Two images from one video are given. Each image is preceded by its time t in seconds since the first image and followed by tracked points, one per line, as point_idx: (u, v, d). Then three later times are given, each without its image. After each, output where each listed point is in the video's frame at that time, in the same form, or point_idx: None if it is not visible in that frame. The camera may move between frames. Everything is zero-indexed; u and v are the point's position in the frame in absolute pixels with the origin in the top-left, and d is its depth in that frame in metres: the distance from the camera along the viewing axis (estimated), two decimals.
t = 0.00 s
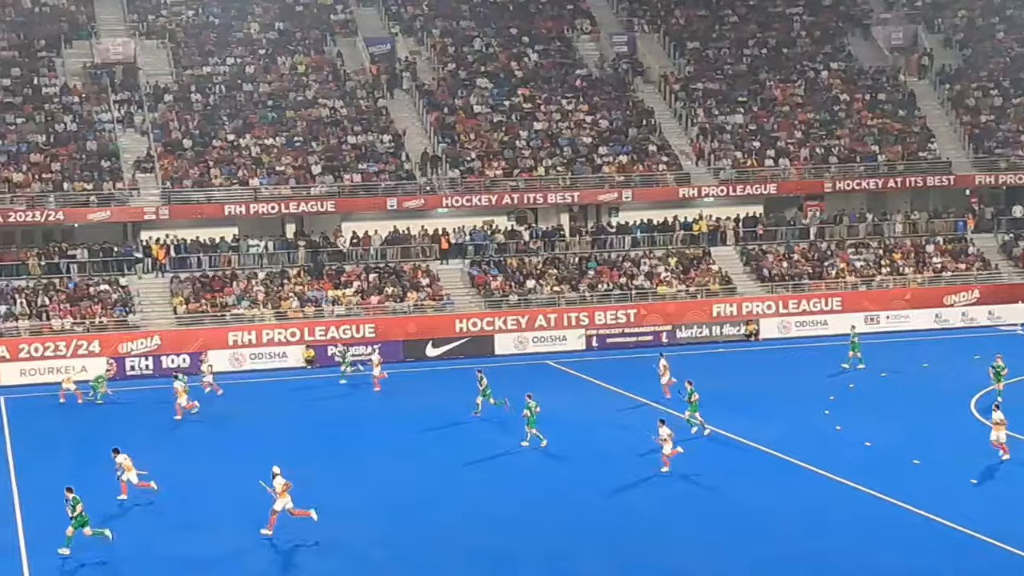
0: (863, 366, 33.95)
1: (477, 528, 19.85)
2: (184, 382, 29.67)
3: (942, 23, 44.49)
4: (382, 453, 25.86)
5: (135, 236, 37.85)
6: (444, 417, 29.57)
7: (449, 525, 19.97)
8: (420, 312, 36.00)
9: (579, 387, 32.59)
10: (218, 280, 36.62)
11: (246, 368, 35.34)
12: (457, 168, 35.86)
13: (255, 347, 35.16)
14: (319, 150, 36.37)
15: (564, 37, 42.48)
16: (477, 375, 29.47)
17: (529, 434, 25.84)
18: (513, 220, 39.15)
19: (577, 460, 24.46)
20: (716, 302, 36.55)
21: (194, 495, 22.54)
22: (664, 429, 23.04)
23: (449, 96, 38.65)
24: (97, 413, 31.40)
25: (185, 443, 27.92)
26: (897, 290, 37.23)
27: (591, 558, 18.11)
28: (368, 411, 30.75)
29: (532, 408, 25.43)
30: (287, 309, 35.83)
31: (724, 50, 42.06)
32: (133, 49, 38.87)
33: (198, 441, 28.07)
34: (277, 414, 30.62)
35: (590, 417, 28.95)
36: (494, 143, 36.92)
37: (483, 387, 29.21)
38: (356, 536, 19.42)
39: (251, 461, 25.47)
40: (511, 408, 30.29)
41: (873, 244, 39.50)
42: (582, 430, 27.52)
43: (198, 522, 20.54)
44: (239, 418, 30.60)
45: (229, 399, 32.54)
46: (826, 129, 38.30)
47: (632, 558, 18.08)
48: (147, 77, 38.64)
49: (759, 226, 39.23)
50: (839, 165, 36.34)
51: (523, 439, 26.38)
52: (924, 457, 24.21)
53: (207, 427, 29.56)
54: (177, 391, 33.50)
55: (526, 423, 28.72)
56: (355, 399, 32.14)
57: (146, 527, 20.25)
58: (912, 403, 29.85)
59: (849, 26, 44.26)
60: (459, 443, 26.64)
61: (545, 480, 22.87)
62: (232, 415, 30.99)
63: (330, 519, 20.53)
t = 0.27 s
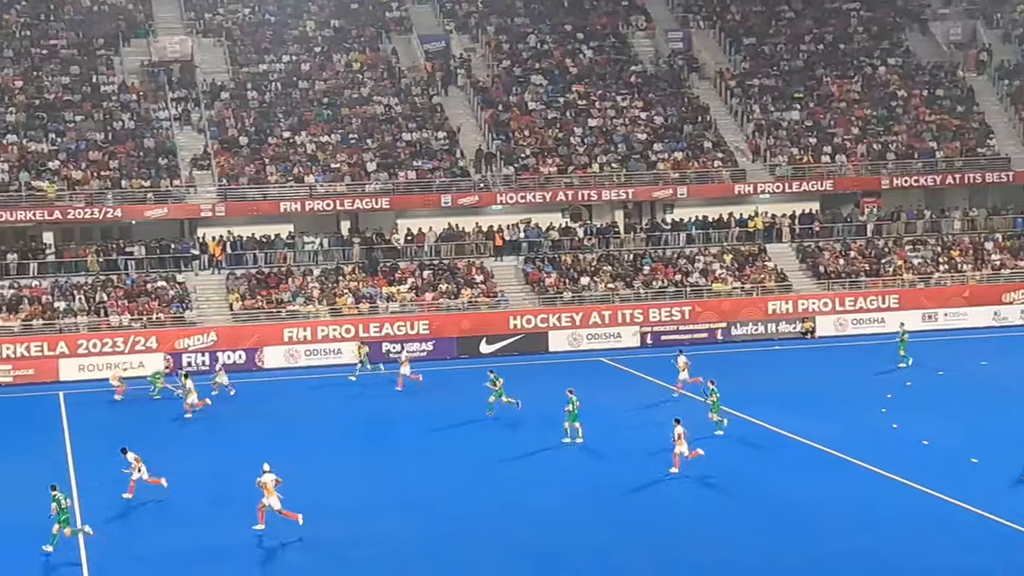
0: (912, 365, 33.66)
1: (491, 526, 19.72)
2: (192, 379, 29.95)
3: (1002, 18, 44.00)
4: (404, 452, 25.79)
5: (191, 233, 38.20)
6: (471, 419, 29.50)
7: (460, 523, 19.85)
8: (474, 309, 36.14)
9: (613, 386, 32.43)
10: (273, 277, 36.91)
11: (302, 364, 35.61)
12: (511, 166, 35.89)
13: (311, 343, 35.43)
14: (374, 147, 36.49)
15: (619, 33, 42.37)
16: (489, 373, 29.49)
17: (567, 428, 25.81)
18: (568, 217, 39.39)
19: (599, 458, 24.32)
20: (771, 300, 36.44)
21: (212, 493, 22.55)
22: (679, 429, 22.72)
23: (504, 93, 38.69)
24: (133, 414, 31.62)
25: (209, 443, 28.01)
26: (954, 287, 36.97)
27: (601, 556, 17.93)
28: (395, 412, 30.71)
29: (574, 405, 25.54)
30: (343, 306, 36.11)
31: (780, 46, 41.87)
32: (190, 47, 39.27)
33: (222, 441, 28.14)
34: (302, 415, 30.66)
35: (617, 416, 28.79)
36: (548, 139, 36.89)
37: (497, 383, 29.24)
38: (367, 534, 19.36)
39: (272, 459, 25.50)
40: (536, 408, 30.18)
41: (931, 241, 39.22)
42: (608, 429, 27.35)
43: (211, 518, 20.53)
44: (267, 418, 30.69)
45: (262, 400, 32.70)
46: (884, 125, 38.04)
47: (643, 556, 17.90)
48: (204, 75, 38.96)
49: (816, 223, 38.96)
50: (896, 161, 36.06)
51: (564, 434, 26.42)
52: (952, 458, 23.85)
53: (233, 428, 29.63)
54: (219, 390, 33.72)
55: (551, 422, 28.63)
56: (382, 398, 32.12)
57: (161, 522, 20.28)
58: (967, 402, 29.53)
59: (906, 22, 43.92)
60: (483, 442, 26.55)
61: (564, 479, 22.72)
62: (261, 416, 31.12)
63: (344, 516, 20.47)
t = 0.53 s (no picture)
0: (977, 363, 33.30)
1: (509, 528, 19.83)
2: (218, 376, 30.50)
3: None
4: (439, 458, 25.96)
5: (258, 229, 38.58)
6: (511, 423, 29.59)
7: (479, 526, 19.97)
8: (539, 305, 36.23)
9: (659, 387, 32.36)
10: (339, 273, 37.16)
11: (367, 359, 35.83)
12: (576, 162, 35.87)
13: (375, 339, 35.58)
14: (438, 143, 36.60)
15: (685, 29, 42.26)
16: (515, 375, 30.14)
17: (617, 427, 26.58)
18: (633, 212, 39.46)
19: (629, 460, 24.38)
20: (838, 296, 36.18)
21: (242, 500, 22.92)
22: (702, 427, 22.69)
23: (569, 90, 38.70)
24: (185, 411, 32.07)
25: (252, 447, 28.40)
26: None
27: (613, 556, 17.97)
28: (437, 413, 30.83)
29: (621, 401, 26.17)
30: (408, 302, 36.19)
31: (847, 41, 41.59)
32: (257, 46, 39.72)
33: (262, 444, 28.50)
34: (342, 417, 30.90)
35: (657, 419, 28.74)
36: (613, 135, 36.85)
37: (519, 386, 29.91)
38: (385, 536, 19.54)
39: (307, 465, 25.82)
40: (578, 412, 30.21)
41: (1000, 238, 38.90)
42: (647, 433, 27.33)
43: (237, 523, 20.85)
44: (309, 418, 30.98)
45: (307, 398, 32.96)
46: (952, 120, 37.67)
47: (656, 555, 17.93)
48: (271, 73, 39.32)
49: (883, 219, 38.89)
50: (965, 157, 35.66)
51: (616, 432, 27.08)
52: (994, 458, 23.43)
53: (274, 430, 29.97)
54: (272, 388, 34.00)
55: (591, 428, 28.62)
56: (423, 399, 32.28)
57: (186, 529, 20.66)
58: None
59: (976, 16, 43.46)
60: (520, 447, 26.62)
61: (592, 481, 22.75)
62: (304, 414, 31.41)
63: (366, 520, 20.67)
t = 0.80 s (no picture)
0: None
1: (556, 538, 19.98)
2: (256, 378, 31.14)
3: None
4: (500, 460, 26.12)
5: (341, 225, 38.89)
6: (575, 422, 29.63)
7: (526, 535, 20.16)
8: (621, 301, 36.17)
9: (729, 384, 32.17)
10: (421, 269, 37.39)
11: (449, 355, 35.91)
12: (659, 157, 35.74)
13: (457, 335, 35.65)
14: (520, 139, 36.61)
15: (770, 23, 42.09)
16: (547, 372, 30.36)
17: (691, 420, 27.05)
18: (716, 208, 39.26)
19: (674, 463, 24.67)
20: (925, 292, 35.85)
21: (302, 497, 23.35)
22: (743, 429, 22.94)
23: (651, 84, 38.60)
24: (259, 403, 32.69)
25: (318, 441, 28.82)
26: None
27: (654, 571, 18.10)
28: (502, 412, 30.96)
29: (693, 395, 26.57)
30: (490, 297, 36.47)
31: (935, 34, 41.07)
32: (340, 42, 40.09)
33: (330, 439, 28.92)
34: (407, 414, 31.18)
35: (721, 420, 28.57)
36: (697, 130, 36.69)
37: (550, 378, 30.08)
38: (428, 546, 19.79)
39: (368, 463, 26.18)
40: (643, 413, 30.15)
41: None
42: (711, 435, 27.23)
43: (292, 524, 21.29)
44: (375, 414, 31.31)
45: (380, 394, 33.20)
46: None
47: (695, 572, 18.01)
48: (354, 69, 39.64)
49: (971, 214, 38.39)
50: None
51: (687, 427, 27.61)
52: None
53: (340, 426, 30.36)
54: (351, 381, 34.29)
55: (653, 429, 28.57)
56: (487, 396, 32.43)
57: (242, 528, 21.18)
58: None
59: None
60: (582, 449, 26.65)
61: (646, 488, 22.78)
62: (374, 408, 31.66)
63: (416, 528, 20.94)
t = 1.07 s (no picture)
0: None
1: (623, 534, 19.91)
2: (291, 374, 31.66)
3: None
4: (573, 459, 26.11)
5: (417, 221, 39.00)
6: (649, 420, 29.58)
7: (593, 531, 20.10)
8: (697, 297, 36.15)
9: (805, 382, 31.95)
10: (497, 265, 37.52)
11: (525, 350, 36.08)
12: (736, 152, 35.60)
13: (534, 330, 35.83)
14: (597, 134, 36.66)
15: (849, 17, 42.02)
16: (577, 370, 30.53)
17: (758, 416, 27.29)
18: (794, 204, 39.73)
19: (713, 463, 24.90)
20: (1007, 289, 35.51)
21: (372, 495, 23.53)
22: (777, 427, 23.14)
23: (729, 79, 38.60)
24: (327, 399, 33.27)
25: (392, 438, 29.02)
26: None
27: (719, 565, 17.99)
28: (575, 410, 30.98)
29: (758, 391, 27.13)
30: (565, 293, 36.46)
31: (1018, 27, 40.58)
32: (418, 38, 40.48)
33: (405, 438, 29.10)
34: (480, 412, 31.27)
35: (797, 417, 28.33)
36: (774, 125, 36.55)
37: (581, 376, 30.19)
38: (495, 541, 19.83)
39: (440, 464, 26.31)
40: (716, 410, 30.04)
41: None
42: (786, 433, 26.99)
43: (361, 521, 21.45)
44: (449, 412, 31.47)
45: (454, 390, 33.41)
46: None
47: (723, 563, 18.09)
48: (431, 66, 40.01)
49: None
50: None
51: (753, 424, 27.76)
52: None
53: (413, 423, 30.57)
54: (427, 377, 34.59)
55: (726, 429, 28.43)
56: (562, 395, 32.46)
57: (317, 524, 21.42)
58: None
59: None
60: (657, 449, 26.53)
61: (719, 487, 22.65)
62: (449, 408, 31.82)
63: (462, 521, 21.14)
